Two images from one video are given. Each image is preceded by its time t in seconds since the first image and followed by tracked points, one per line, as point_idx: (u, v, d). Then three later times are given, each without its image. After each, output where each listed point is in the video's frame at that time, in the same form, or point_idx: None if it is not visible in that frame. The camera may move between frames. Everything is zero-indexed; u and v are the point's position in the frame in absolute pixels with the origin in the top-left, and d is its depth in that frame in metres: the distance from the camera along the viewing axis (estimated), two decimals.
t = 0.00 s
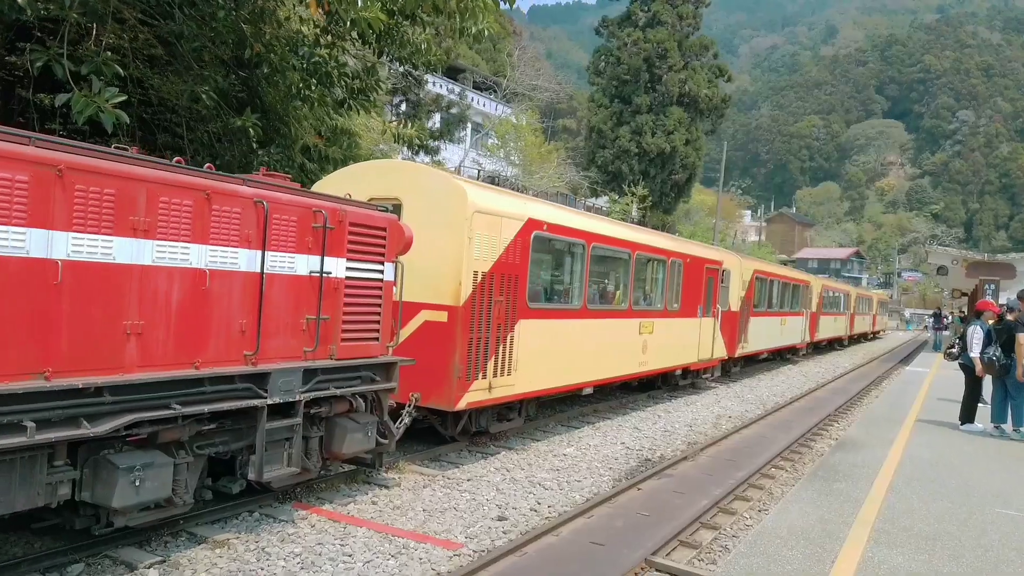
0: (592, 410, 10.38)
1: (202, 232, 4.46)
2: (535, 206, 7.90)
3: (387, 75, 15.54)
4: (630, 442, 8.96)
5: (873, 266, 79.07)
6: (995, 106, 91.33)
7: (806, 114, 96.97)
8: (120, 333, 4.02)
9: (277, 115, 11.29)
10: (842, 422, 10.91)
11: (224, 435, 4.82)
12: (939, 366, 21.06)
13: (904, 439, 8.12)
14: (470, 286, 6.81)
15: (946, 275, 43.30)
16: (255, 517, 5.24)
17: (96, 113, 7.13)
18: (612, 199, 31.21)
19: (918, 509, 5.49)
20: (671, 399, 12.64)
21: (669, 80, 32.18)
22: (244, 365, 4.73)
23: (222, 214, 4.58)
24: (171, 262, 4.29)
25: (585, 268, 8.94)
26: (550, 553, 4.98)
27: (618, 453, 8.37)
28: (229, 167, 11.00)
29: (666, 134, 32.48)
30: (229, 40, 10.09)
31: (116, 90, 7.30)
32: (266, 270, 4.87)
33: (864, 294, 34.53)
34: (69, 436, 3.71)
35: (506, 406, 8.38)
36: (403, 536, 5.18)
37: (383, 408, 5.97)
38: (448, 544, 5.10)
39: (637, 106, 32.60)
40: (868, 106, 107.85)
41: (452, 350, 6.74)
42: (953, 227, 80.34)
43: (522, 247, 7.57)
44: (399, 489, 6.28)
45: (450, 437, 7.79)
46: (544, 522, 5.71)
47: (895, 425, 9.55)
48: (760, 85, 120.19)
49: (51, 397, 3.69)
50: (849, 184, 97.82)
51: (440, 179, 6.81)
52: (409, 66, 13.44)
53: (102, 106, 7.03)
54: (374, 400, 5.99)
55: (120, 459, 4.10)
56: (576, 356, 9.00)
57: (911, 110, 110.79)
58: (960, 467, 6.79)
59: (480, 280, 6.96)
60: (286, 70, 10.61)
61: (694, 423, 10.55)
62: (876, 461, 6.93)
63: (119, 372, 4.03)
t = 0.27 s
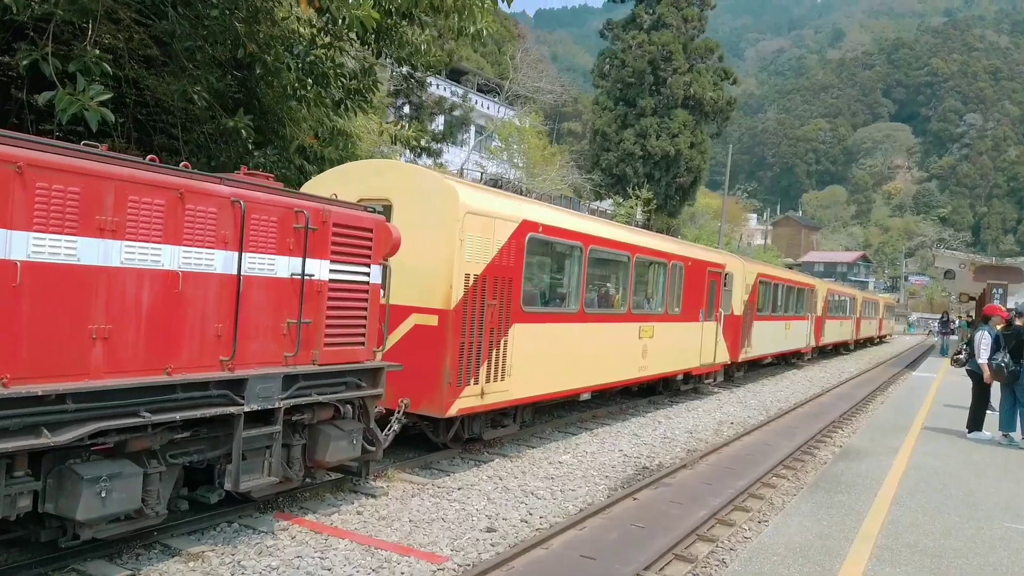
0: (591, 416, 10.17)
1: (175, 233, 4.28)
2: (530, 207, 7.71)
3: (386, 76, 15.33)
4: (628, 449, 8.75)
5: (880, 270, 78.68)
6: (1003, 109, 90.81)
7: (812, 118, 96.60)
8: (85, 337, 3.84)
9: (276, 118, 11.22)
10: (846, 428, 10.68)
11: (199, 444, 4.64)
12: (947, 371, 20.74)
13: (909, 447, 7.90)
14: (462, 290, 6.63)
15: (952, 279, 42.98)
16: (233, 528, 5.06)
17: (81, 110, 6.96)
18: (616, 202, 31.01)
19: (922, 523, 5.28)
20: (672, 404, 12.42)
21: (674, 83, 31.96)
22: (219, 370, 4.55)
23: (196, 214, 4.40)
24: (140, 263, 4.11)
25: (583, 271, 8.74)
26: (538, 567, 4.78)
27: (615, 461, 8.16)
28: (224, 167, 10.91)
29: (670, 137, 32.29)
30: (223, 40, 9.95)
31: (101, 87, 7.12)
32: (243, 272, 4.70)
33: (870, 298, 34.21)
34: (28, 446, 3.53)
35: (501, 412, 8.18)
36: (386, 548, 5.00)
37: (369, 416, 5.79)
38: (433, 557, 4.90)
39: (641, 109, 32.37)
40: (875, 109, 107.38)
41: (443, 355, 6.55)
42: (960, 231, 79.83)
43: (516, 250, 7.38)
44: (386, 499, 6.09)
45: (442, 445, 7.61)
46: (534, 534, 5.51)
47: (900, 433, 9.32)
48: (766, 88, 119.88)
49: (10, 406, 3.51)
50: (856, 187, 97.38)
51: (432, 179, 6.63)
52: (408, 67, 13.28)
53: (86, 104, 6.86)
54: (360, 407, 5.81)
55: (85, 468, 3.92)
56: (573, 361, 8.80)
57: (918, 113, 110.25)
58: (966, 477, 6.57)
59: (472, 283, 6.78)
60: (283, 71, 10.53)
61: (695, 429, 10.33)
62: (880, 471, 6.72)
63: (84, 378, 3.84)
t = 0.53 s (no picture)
0: (582, 418, 9.98)
1: (134, 226, 4.08)
2: (516, 203, 7.51)
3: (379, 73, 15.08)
4: (618, 452, 8.55)
5: (879, 271, 78.56)
6: (1002, 110, 90.63)
7: (811, 118, 96.44)
8: (36, 335, 3.63)
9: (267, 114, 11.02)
10: (842, 430, 10.49)
11: (162, 447, 4.44)
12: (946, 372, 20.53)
13: (904, 450, 7.71)
14: (444, 288, 6.43)
15: (952, 279, 42.81)
16: (200, 535, 4.86)
17: (54, 102, 6.75)
18: (614, 202, 30.84)
19: (916, 530, 5.08)
20: (666, 405, 12.23)
21: (672, 82, 31.77)
22: (182, 371, 4.34)
23: (157, 206, 4.20)
24: (96, 257, 3.90)
25: (573, 270, 8.54)
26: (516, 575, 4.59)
27: (604, 463, 7.96)
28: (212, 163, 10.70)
29: (668, 136, 32.09)
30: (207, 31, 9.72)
31: (75, 78, 6.92)
32: (208, 267, 4.49)
33: (869, 298, 34.02)
34: None
35: (487, 413, 7.99)
36: (359, 556, 4.80)
37: (346, 418, 5.59)
38: (407, 565, 4.71)
39: (639, 108, 32.18)
40: (875, 110, 107.21)
41: (425, 354, 6.35)
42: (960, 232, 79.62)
43: (502, 247, 7.18)
44: (364, 504, 5.89)
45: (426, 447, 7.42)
46: (515, 540, 5.31)
47: (896, 435, 9.12)
48: (766, 88, 119.77)
49: None
50: (855, 188, 97.23)
51: (413, 174, 6.44)
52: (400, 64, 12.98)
53: (59, 95, 6.65)
54: (336, 409, 5.62)
55: (35, 474, 3.72)
56: (562, 361, 8.61)
57: (918, 114, 110.05)
58: (962, 481, 6.38)
59: (455, 281, 6.58)
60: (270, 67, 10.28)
61: (687, 431, 10.14)
62: (874, 475, 6.52)
63: (35, 378, 3.64)
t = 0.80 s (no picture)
0: (572, 422, 9.80)
1: (87, 226, 3.87)
2: (501, 201, 7.30)
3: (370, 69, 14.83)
4: (607, 457, 8.35)
5: (877, 271, 78.51)
6: (1000, 110, 90.52)
7: (809, 118, 96.31)
8: None
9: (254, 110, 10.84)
10: (837, 433, 10.28)
11: (119, 457, 4.22)
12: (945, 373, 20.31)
13: (900, 456, 7.50)
14: (424, 289, 6.22)
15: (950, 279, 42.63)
16: (164, 548, 4.66)
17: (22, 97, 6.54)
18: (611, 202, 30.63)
19: (911, 544, 4.88)
20: (659, 408, 12.04)
21: (669, 82, 31.57)
22: (141, 376, 4.14)
23: (113, 204, 3.99)
24: (46, 258, 3.68)
25: (560, 270, 8.36)
26: None
27: (592, 469, 7.76)
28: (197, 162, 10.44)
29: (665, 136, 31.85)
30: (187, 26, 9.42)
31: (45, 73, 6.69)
32: (168, 268, 4.28)
33: (867, 298, 33.86)
34: None
35: (472, 418, 7.78)
36: (328, 570, 4.59)
37: (319, 425, 5.38)
38: None
39: (636, 107, 31.95)
40: (873, 110, 107.13)
41: (404, 358, 6.15)
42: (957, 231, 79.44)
43: (485, 247, 6.97)
44: (340, 513, 5.69)
45: (409, 453, 7.22)
46: (494, 553, 5.10)
47: (892, 439, 8.91)
48: (764, 88, 119.60)
49: None
50: (853, 187, 97.12)
51: (392, 171, 6.24)
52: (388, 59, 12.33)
53: (27, 91, 6.44)
54: (310, 415, 5.41)
55: None
56: (550, 364, 8.41)
57: (917, 113, 109.91)
58: (959, 490, 6.16)
59: (436, 282, 6.37)
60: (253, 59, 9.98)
61: (680, 435, 9.92)
62: (868, 483, 6.31)
63: None
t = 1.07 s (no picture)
0: (558, 424, 9.62)
1: (32, 221, 3.65)
2: (482, 199, 7.11)
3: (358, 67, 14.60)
4: (593, 460, 8.16)
5: (872, 271, 78.55)
6: (996, 110, 90.61)
7: (805, 118, 96.32)
8: None
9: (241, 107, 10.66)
10: (829, 435, 10.10)
11: (70, 464, 4.02)
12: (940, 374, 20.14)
13: (891, 459, 7.32)
14: (400, 288, 6.02)
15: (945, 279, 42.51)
16: (121, 559, 4.46)
17: None
18: (605, 202, 30.46)
19: (898, 552, 4.70)
20: (649, 409, 11.87)
21: (664, 81, 31.38)
22: (91, 380, 3.93)
23: (60, 197, 3.78)
24: None
25: (545, 270, 8.18)
26: None
27: (577, 473, 7.57)
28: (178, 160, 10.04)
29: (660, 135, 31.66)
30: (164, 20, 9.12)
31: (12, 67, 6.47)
32: (121, 266, 4.07)
33: (863, 298, 33.71)
34: None
35: (454, 420, 7.58)
36: None
37: (287, 429, 5.18)
38: None
39: (630, 107, 31.78)
40: (869, 110, 107.21)
41: (379, 360, 5.94)
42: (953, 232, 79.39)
43: (465, 245, 6.78)
44: (311, 520, 5.49)
45: (386, 457, 7.03)
46: (469, 562, 4.91)
47: (884, 442, 8.73)
48: (760, 88, 119.63)
49: None
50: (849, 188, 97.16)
51: (366, 166, 6.05)
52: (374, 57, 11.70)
53: None
54: (278, 420, 5.22)
55: None
56: (535, 365, 8.22)
57: (912, 114, 109.95)
58: (951, 495, 5.98)
59: (412, 281, 6.18)
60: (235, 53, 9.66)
61: (669, 437, 9.73)
62: (856, 488, 6.13)
63: None
